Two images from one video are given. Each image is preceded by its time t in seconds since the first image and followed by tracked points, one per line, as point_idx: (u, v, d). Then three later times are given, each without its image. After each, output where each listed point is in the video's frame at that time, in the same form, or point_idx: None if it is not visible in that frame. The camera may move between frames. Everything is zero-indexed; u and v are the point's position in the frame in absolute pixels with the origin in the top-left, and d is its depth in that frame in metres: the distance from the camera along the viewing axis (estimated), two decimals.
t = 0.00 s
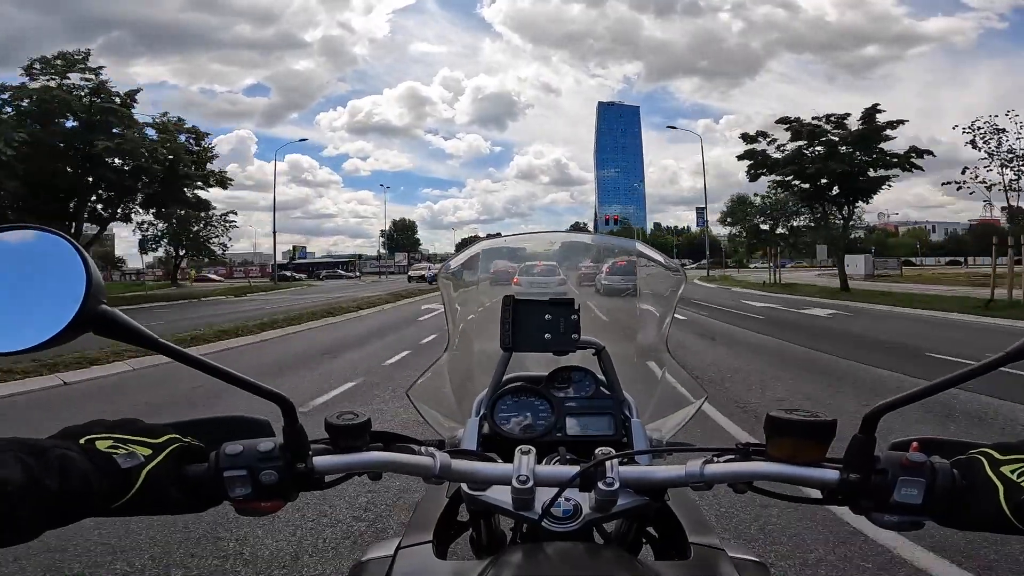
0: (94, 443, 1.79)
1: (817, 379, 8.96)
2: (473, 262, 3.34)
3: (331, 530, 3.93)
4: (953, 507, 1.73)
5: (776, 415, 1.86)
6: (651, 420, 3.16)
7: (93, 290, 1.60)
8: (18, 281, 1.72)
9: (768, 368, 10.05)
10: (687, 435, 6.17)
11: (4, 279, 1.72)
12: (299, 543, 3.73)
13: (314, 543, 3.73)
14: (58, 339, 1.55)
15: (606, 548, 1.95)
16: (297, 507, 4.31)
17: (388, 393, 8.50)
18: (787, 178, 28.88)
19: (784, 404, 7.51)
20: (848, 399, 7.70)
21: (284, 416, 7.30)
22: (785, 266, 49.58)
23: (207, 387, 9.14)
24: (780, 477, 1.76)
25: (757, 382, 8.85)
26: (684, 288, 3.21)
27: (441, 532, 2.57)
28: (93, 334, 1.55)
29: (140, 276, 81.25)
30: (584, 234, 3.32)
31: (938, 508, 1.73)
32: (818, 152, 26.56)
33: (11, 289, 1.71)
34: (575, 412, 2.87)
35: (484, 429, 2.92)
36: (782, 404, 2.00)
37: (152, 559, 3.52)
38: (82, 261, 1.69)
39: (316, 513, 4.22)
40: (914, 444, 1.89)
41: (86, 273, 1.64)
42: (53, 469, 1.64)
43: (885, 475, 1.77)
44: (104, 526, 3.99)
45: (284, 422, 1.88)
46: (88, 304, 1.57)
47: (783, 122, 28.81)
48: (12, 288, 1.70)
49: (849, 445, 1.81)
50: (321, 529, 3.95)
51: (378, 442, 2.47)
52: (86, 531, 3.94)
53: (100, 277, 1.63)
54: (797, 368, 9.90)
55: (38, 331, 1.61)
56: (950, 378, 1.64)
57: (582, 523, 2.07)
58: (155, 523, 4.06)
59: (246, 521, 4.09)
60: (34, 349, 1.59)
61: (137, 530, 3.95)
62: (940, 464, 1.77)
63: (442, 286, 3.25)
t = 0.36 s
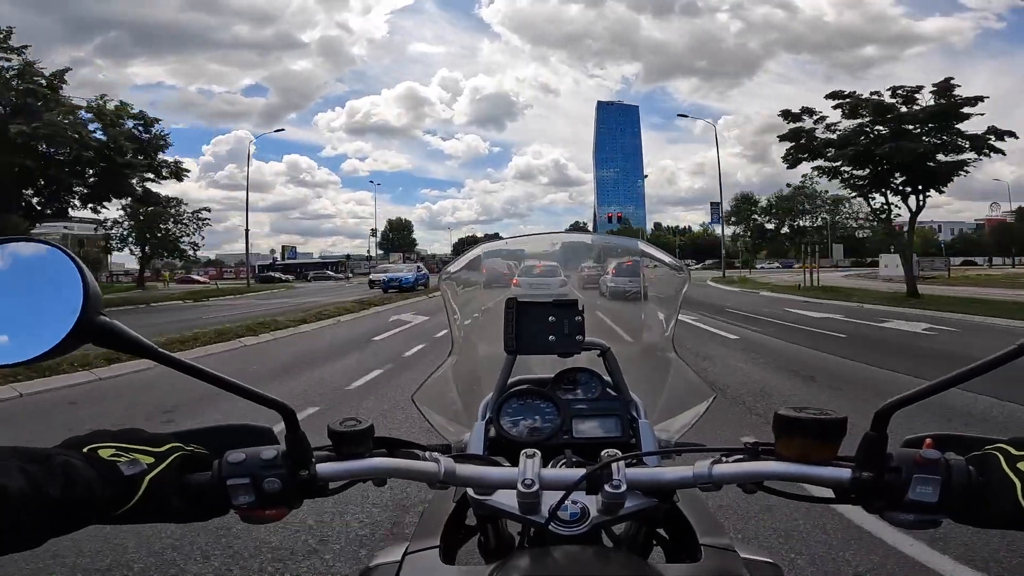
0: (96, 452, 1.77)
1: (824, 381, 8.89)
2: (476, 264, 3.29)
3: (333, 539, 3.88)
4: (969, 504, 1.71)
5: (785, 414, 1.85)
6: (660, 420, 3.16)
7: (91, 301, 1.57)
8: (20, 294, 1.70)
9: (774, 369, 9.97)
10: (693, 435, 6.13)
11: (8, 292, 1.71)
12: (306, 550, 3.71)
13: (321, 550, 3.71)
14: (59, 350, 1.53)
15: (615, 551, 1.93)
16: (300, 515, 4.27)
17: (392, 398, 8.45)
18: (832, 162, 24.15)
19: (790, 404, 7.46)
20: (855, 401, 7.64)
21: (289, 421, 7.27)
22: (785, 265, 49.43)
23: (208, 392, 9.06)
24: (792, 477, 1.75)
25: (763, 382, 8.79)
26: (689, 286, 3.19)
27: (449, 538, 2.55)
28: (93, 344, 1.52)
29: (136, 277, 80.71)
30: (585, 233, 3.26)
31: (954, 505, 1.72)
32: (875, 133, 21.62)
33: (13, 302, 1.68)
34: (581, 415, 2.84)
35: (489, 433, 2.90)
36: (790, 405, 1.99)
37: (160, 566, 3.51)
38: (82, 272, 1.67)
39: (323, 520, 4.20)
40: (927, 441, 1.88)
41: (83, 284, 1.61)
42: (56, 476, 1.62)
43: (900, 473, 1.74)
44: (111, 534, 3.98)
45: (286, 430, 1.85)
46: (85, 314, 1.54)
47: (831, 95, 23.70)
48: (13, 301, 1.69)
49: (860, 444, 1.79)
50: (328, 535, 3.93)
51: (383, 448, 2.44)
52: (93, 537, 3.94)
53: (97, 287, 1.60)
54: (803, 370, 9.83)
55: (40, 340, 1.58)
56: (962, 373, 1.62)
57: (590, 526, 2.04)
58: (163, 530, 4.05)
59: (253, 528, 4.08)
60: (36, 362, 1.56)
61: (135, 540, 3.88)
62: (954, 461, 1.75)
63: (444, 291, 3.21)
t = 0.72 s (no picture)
0: (96, 469, 1.78)
1: (824, 378, 8.86)
2: (475, 270, 3.27)
3: (336, 553, 3.83)
4: (978, 493, 1.74)
5: (788, 409, 1.87)
6: (663, 418, 3.20)
7: (80, 321, 1.58)
8: (9, 314, 1.70)
9: (773, 366, 9.92)
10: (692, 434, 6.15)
11: None
12: (313, 562, 3.72)
13: (328, 561, 3.72)
14: (51, 370, 1.54)
15: (622, 552, 1.94)
16: (304, 528, 4.22)
17: (387, 405, 8.39)
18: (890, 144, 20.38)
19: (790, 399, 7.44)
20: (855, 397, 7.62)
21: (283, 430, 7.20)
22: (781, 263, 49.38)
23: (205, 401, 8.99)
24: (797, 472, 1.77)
25: (764, 380, 8.78)
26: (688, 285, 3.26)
27: (456, 543, 2.56)
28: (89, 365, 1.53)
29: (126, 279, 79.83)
30: (584, 233, 3.36)
31: (963, 495, 1.74)
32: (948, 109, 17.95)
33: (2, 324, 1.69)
34: (584, 416, 2.86)
35: (493, 436, 2.92)
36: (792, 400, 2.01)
37: None
38: (68, 290, 1.68)
39: (328, 530, 4.20)
40: (932, 430, 1.91)
41: (71, 303, 1.62)
42: (55, 495, 1.63)
43: (907, 464, 1.77)
44: (116, 552, 3.98)
45: (286, 444, 1.87)
46: (76, 335, 1.56)
47: (889, 67, 20.35)
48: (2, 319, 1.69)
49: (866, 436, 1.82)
50: (335, 546, 3.93)
51: (385, 457, 2.45)
52: (99, 555, 3.94)
53: (83, 306, 1.61)
54: (802, 366, 9.81)
55: (33, 360, 1.59)
56: (959, 363, 1.66)
57: (597, 527, 2.05)
58: (169, 547, 4.05)
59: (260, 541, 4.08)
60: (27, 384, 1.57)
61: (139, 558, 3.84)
62: (960, 451, 1.78)
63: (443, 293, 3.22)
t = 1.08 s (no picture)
0: (76, 482, 1.76)
1: (817, 370, 8.87)
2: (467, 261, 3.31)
3: (325, 556, 3.80)
4: (969, 480, 1.75)
5: (779, 398, 1.90)
6: (653, 411, 3.21)
7: (51, 322, 1.58)
8: None
9: (767, 359, 9.94)
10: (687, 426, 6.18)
11: None
12: (305, 563, 3.72)
13: (320, 562, 3.72)
14: (21, 373, 1.54)
15: (618, 546, 1.96)
16: (297, 528, 4.20)
17: (379, 403, 8.39)
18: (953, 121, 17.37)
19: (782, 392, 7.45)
20: (848, 389, 7.64)
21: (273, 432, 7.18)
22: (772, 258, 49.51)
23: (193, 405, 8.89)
24: (788, 460, 1.80)
25: (760, 373, 8.84)
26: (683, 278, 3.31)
27: (450, 539, 2.58)
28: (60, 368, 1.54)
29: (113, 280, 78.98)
30: (578, 227, 3.35)
31: (956, 479, 1.77)
32: None
33: None
34: (575, 411, 2.88)
35: (484, 430, 2.93)
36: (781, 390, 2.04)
37: None
38: (35, 289, 1.67)
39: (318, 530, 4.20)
40: (921, 417, 1.93)
41: (41, 302, 1.62)
42: (30, 514, 1.59)
43: (899, 450, 1.81)
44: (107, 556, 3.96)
45: (275, 444, 1.89)
46: (48, 335, 1.56)
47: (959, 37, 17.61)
48: None
49: (858, 424, 1.86)
50: (326, 547, 3.93)
51: (377, 455, 2.48)
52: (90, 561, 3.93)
53: (54, 306, 1.62)
54: (796, 359, 9.84)
55: None
56: (945, 347, 1.68)
57: (593, 521, 2.06)
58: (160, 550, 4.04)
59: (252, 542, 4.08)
60: None
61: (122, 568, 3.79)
62: (950, 437, 1.80)
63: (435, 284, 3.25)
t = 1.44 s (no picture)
0: (55, 450, 1.77)
1: (820, 376, 8.83)
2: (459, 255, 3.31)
3: (306, 551, 3.80)
4: (957, 502, 1.78)
5: (773, 412, 1.92)
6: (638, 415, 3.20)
7: (54, 286, 1.58)
8: None
9: (769, 363, 9.93)
10: (681, 430, 6.19)
11: None
12: (286, 558, 3.71)
13: (301, 558, 3.71)
14: (21, 334, 1.53)
15: (602, 549, 1.96)
16: (282, 525, 4.20)
17: (373, 399, 8.40)
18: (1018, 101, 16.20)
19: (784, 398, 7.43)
20: (850, 396, 7.60)
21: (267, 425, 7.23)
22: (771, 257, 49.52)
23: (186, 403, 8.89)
24: (775, 473, 1.85)
25: (760, 377, 8.85)
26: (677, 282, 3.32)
27: (431, 536, 2.59)
28: (59, 332, 1.54)
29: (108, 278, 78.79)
30: (573, 227, 3.32)
31: (944, 501, 1.78)
32: None
33: None
34: (563, 412, 2.89)
35: (470, 429, 2.93)
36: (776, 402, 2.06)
37: None
38: (41, 252, 1.66)
39: (304, 524, 4.20)
40: (915, 437, 1.95)
41: (46, 265, 1.62)
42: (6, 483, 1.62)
43: (888, 469, 1.81)
44: (92, 548, 3.97)
45: (262, 424, 1.89)
46: (49, 298, 1.55)
47: None
48: None
49: (850, 441, 1.86)
50: (309, 542, 3.93)
51: (364, 444, 2.50)
52: (75, 552, 3.94)
53: (59, 269, 1.62)
54: (798, 364, 9.85)
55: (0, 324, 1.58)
56: (942, 372, 1.69)
57: (576, 523, 2.08)
58: (145, 542, 4.05)
59: (238, 536, 4.08)
60: None
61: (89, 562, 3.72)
62: (943, 459, 1.82)
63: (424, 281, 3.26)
